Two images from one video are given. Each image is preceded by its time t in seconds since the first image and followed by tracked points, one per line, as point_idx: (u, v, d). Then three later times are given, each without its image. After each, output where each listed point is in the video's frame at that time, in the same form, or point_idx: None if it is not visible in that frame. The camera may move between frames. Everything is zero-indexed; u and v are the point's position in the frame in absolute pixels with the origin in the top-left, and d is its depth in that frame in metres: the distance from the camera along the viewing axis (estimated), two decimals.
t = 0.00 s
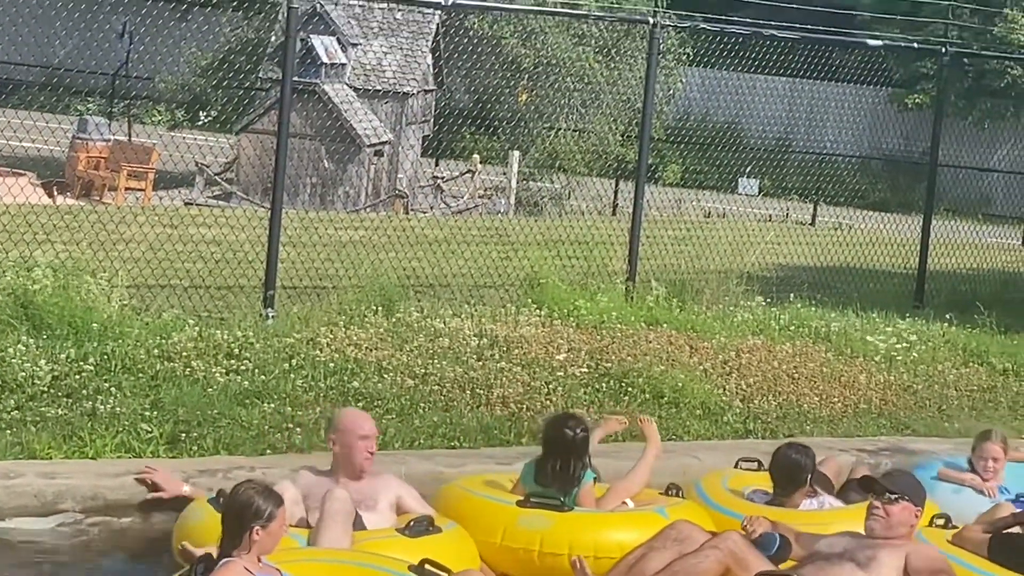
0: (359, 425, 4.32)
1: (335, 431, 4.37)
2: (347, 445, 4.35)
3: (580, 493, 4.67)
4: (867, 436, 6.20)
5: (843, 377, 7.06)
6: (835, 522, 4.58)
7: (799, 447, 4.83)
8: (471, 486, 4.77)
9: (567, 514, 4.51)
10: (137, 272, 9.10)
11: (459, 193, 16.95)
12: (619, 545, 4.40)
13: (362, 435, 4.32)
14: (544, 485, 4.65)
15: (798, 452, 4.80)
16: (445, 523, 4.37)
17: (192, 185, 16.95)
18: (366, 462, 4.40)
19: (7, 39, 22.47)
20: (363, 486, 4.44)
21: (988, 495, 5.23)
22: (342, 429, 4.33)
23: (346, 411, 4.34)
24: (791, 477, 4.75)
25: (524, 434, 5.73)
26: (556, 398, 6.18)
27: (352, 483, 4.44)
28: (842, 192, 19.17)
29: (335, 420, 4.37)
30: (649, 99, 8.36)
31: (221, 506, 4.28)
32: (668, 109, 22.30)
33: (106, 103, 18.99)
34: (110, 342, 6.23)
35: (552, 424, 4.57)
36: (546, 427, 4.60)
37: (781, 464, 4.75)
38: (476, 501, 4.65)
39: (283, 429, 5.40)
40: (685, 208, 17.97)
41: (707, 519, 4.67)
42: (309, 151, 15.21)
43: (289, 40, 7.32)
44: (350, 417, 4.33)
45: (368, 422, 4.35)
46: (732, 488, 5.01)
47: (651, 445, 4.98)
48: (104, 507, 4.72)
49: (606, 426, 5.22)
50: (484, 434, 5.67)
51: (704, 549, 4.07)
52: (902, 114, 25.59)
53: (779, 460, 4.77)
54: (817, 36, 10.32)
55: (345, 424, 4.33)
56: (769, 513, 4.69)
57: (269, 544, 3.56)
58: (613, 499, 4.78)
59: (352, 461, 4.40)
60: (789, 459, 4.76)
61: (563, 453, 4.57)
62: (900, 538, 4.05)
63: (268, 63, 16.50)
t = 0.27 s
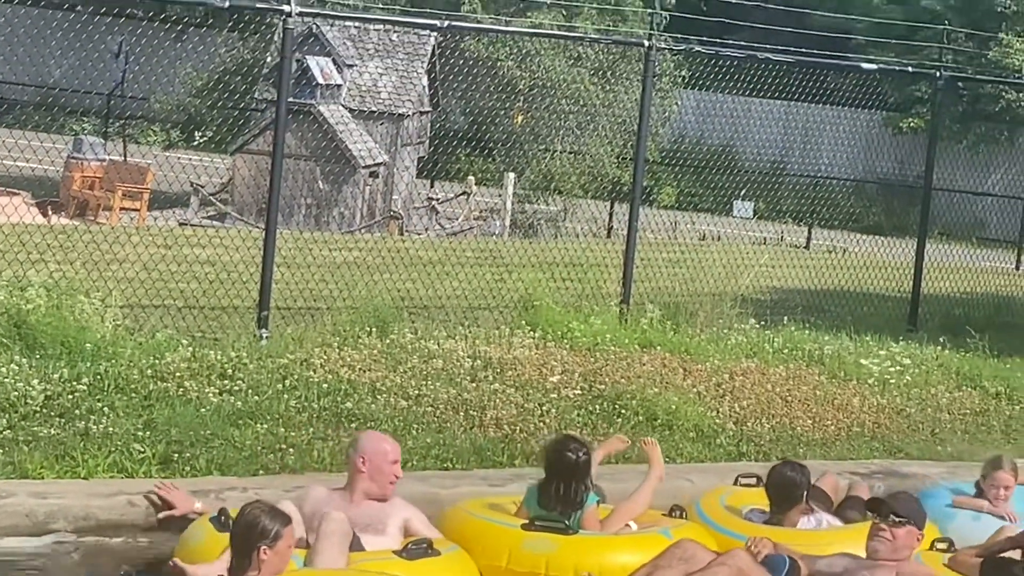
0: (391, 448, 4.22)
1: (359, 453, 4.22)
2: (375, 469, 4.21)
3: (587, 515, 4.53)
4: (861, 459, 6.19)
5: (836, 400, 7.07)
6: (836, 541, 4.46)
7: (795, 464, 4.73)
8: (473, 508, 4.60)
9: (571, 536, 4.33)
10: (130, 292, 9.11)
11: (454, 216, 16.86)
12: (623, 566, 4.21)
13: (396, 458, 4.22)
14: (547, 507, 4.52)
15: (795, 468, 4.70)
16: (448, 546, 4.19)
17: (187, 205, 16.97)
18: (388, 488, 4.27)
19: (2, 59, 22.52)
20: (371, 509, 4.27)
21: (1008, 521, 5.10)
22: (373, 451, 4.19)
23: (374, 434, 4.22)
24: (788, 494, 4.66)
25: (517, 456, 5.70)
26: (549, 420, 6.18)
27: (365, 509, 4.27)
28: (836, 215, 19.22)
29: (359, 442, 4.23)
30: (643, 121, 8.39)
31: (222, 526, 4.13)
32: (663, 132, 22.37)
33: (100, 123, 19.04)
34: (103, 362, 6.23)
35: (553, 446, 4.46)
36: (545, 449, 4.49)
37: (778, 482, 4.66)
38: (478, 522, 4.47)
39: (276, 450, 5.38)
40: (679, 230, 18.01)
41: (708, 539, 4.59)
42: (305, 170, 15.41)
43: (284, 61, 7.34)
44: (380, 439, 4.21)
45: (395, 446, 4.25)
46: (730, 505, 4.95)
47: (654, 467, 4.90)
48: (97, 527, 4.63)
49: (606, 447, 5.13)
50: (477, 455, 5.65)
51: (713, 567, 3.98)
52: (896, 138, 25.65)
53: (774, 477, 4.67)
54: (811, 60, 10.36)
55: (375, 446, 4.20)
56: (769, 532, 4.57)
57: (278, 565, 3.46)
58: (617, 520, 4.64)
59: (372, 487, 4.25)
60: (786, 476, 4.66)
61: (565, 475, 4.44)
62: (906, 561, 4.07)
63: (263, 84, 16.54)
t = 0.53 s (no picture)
0: (395, 464, 4.09)
1: (361, 470, 4.09)
2: (380, 486, 4.09)
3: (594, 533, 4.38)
4: (855, 478, 6.18)
5: (830, 419, 7.07)
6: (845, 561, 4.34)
7: (800, 485, 4.61)
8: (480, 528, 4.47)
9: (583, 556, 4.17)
10: (124, 308, 9.10)
11: (448, 233, 16.65)
12: None
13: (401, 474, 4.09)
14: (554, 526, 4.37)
15: (800, 490, 4.58)
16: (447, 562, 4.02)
17: (182, 221, 16.97)
18: (394, 504, 4.14)
19: None
20: (374, 526, 4.14)
21: None
22: (377, 467, 4.07)
23: (378, 451, 4.09)
24: (795, 515, 4.52)
25: (511, 474, 5.67)
26: (543, 438, 6.17)
27: (371, 524, 4.15)
28: (830, 234, 19.26)
29: (362, 459, 4.10)
30: (638, 140, 8.39)
31: (223, 541, 4.04)
32: (658, 150, 22.41)
33: (95, 139, 19.05)
34: (96, 378, 6.22)
35: (562, 464, 4.30)
36: (554, 466, 4.33)
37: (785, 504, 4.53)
38: (485, 541, 4.35)
39: (269, 467, 5.37)
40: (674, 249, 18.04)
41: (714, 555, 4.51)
42: (300, 188, 15.47)
43: (279, 78, 7.35)
44: (384, 456, 4.08)
45: (398, 462, 4.12)
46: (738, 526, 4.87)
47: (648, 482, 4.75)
48: (90, 544, 4.58)
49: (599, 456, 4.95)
50: (471, 473, 5.63)
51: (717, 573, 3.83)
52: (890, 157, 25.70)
53: (782, 500, 4.54)
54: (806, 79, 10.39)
55: (379, 463, 4.07)
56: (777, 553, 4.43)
57: None
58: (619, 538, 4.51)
59: (377, 504, 4.13)
60: (792, 497, 4.54)
61: (575, 494, 4.29)
62: None
63: (259, 101, 16.55)
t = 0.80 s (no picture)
0: (398, 477, 4.07)
1: (365, 485, 4.06)
2: (383, 500, 4.04)
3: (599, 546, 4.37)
4: (849, 494, 6.17)
5: (824, 435, 7.08)
6: None
7: (817, 512, 4.43)
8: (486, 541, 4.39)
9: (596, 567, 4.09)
10: (119, 322, 9.10)
11: (443, 247, 16.79)
12: None
13: (405, 487, 4.06)
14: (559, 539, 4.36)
15: (815, 515, 4.40)
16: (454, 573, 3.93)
17: (177, 236, 16.97)
18: (397, 518, 4.09)
19: None
20: (378, 541, 4.05)
21: None
22: (380, 481, 4.04)
23: (380, 465, 4.08)
24: (811, 540, 4.32)
25: (504, 489, 5.67)
26: (537, 453, 6.18)
27: (373, 541, 4.06)
28: (824, 250, 19.30)
29: (365, 474, 4.07)
30: (633, 155, 8.40)
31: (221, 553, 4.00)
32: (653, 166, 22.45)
33: (90, 152, 19.06)
34: (91, 392, 6.22)
35: (566, 477, 4.30)
36: (557, 479, 4.33)
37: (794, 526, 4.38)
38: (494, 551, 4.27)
39: (263, 482, 5.37)
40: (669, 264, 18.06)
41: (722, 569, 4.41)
42: (294, 202, 15.50)
43: (274, 91, 7.36)
44: (387, 470, 4.06)
45: (401, 477, 4.11)
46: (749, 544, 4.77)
47: (637, 495, 4.75)
48: (83, 558, 4.57)
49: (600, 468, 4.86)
50: (465, 488, 5.62)
51: None
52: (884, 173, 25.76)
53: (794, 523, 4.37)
54: (801, 95, 10.42)
55: (382, 476, 4.05)
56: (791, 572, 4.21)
57: None
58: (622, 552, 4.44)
59: (381, 520, 4.07)
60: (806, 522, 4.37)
61: (580, 506, 4.28)
62: None
63: (254, 115, 16.57)
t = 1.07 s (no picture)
0: (400, 489, 4.00)
1: (366, 497, 3.98)
2: (385, 511, 3.97)
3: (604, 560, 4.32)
4: (841, 505, 6.17)
5: (817, 446, 7.08)
6: None
7: (823, 522, 4.16)
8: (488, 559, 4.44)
9: None
10: (113, 333, 9.11)
11: (437, 258, 16.84)
12: None
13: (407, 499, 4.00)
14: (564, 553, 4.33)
15: (822, 527, 4.13)
16: None
17: (171, 246, 16.97)
18: (400, 530, 4.01)
19: None
20: (383, 553, 3.92)
21: None
22: (382, 493, 3.97)
23: (380, 478, 4.01)
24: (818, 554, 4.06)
25: (497, 500, 5.66)
26: (530, 464, 6.18)
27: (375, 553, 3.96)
28: (817, 262, 19.33)
29: (366, 487, 4.01)
30: (627, 166, 8.42)
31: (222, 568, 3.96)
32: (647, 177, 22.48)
33: (84, 163, 19.10)
34: (83, 403, 6.22)
35: (571, 489, 4.27)
36: (562, 495, 4.31)
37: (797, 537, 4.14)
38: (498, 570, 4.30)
39: (256, 493, 5.37)
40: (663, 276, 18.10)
41: None
42: (288, 213, 15.52)
43: (268, 102, 7.36)
44: (388, 482, 4.00)
45: (403, 489, 4.03)
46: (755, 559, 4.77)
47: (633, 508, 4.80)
48: (75, 569, 4.55)
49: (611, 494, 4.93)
50: (458, 499, 5.61)
51: None
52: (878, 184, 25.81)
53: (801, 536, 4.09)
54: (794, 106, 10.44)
55: (384, 488, 3.98)
56: None
57: None
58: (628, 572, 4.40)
59: (383, 532, 3.98)
60: (813, 534, 4.09)
61: (586, 519, 4.22)
62: None
63: (248, 126, 16.59)
